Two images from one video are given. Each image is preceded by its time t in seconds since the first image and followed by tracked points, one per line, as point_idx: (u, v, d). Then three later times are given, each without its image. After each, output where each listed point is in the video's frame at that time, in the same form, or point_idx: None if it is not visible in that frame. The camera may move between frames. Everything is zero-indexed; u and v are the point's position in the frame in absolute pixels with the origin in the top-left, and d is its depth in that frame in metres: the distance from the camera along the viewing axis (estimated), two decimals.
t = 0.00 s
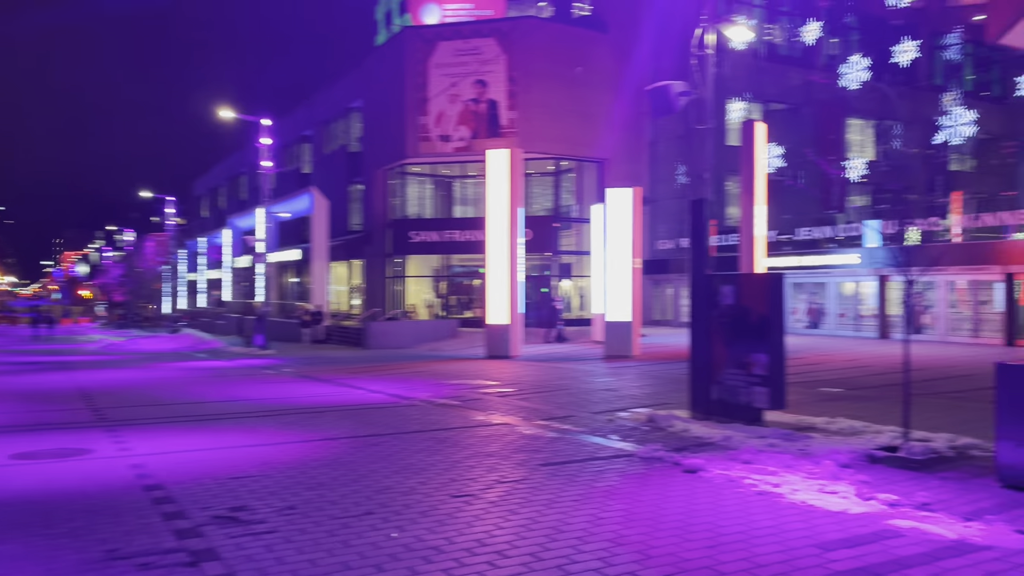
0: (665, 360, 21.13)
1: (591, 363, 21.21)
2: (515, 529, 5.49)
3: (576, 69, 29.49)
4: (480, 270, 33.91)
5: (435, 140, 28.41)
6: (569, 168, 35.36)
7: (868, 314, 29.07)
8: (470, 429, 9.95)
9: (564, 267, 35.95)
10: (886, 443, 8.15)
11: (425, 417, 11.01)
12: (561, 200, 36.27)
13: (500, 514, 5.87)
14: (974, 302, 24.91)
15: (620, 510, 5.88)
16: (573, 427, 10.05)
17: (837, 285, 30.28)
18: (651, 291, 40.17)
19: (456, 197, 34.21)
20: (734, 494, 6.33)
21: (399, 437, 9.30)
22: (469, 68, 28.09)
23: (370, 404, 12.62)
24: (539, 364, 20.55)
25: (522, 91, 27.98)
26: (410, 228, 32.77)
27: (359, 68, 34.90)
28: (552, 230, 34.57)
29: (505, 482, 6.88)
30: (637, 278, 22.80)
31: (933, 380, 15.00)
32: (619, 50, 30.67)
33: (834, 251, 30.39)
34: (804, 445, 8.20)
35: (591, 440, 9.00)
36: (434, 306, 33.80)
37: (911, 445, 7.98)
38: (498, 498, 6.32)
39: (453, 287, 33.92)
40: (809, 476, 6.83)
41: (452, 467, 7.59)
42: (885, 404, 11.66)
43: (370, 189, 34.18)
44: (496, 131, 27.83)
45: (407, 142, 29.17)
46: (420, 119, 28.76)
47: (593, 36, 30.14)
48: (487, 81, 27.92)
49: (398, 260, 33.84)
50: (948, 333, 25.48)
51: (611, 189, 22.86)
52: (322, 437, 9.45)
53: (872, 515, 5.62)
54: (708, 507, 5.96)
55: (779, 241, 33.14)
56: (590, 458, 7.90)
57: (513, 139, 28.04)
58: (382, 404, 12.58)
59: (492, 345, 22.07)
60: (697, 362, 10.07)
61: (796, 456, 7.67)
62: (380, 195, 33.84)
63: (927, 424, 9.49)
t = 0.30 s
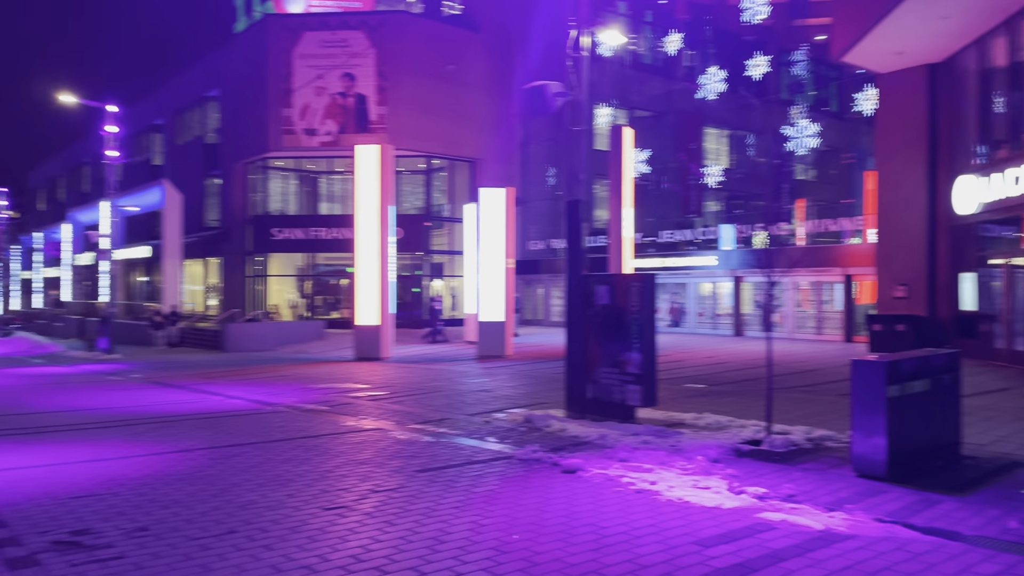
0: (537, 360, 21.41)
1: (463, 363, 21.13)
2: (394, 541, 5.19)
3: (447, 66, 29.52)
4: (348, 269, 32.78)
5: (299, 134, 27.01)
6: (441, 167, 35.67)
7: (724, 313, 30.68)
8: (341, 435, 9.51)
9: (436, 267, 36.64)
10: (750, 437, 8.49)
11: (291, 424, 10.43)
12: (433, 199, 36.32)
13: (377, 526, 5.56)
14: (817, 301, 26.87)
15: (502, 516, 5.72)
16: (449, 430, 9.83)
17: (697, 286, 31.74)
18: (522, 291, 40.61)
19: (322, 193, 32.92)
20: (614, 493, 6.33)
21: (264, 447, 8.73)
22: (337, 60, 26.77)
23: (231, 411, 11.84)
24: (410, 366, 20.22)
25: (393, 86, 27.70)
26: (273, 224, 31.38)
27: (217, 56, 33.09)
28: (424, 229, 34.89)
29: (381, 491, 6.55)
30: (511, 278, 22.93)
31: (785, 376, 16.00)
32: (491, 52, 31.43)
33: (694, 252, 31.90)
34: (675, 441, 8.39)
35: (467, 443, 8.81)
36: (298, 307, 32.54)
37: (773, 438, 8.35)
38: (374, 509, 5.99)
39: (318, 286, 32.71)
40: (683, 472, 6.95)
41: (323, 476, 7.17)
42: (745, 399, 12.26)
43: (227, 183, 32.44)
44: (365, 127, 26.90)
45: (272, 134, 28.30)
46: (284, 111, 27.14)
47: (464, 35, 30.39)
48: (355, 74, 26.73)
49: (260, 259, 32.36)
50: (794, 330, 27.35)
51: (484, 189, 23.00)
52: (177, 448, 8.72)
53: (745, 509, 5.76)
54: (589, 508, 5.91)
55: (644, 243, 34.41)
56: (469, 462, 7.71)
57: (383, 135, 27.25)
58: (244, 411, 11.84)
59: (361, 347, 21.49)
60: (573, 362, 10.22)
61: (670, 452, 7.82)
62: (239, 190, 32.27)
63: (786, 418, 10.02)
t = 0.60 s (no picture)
0: (406, 361, 21.10)
1: (329, 366, 20.44)
2: (271, 561, 4.78)
3: (309, 58, 28.82)
4: (200, 267, 30.98)
5: (146, 122, 25.18)
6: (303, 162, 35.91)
7: (590, 313, 31.54)
8: (201, 446, 8.81)
9: (297, 266, 37.00)
10: (627, 434, 8.62)
11: (143, 436, 9.56)
12: (294, 196, 36.70)
13: (250, 544, 5.11)
14: (675, 301, 28.15)
15: (388, 526, 5.42)
16: (320, 437, 9.35)
17: (564, 285, 32.35)
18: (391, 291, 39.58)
19: (171, 186, 30.97)
20: (500, 497, 6.19)
21: (114, 462, 7.92)
22: (189, 45, 25.01)
23: (71, 424, 10.74)
24: (271, 370, 19.28)
25: (251, 77, 26.79)
26: (116, 219, 29.24)
27: (51, 34, 30.29)
28: (283, 225, 35.40)
29: (252, 505, 6.06)
30: (379, 277, 22.71)
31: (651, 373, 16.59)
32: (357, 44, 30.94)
33: (560, 252, 32.56)
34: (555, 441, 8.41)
35: (342, 450, 8.40)
36: (145, 308, 30.27)
37: (649, 434, 8.54)
38: (247, 525, 5.53)
39: (168, 286, 30.58)
40: (567, 472, 6.93)
41: (184, 492, 6.56)
42: (618, 396, 12.54)
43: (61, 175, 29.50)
44: (220, 117, 25.39)
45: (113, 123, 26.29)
46: (128, 97, 25.11)
47: (327, 28, 29.82)
48: (208, 61, 25.23)
49: (100, 256, 29.74)
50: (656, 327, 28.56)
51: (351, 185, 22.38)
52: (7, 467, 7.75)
53: (631, 507, 5.80)
54: (478, 513, 5.74)
55: (513, 243, 34.79)
56: (346, 471, 7.31)
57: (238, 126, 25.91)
58: (89, 423, 10.77)
59: (216, 350, 20.28)
60: (451, 361, 10.11)
61: (552, 453, 7.79)
62: (75, 183, 29.28)
63: (657, 413, 10.31)
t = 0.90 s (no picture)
0: (281, 364, 20.26)
1: (197, 371, 19.23)
2: None
3: (173, 42, 26.74)
4: (47, 264, 28.50)
5: None
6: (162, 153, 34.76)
7: (471, 313, 31.56)
8: (60, 460, 7.95)
9: (156, 264, 34.93)
10: (525, 434, 8.59)
11: None
12: (153, 188, 35.02)
13: (133, 567, 4.59)
14: (554, 301, 28.64)
15: (288, 541, 5.04)
16: (197, 446, 8.68)
17: (444, 285, 32.18)
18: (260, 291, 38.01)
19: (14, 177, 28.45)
20: (405, 505, 5.92)
21: None
22: (37, 26, 23.15)
23: None
24: (132, 376, 17.86)
25: (105, 57, 24.17)
26: None
27: None
28: (143, 219, 33.65)
29: (129, 523, 5.49)
30: (252, 276, 21.61)
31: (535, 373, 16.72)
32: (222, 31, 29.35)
33: (440, 252, 32.40)
34: (452, 444, 8.21)
35: (224, 460, 7.82)
36: None
37: (546, 434, 8.52)
38: (125, 546, 4.97)
39: (9, 284, 27.95)
40: (470, 476, 6.75)
41: (47, 512, 5.85)
42: (507, 396, 12.50)
43: None
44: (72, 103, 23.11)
45: None
46: None
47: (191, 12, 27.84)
48: (59, 42, 23.27)
49: None
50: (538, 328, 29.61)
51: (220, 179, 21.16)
52: None
53: (541, 509, 5.70)
54: (384, 523, 5.45)
55: (392, 243, 34.28)
56: (231, 483, 6.79)
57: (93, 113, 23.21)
58: None
59: (67, 355, 18.68)
60: (339, 363, 9.72)
61: (451, 456, 7.58)
62: None
63: (549, 413, 10.35)
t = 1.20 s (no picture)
0: (199, 366, 19.37)
1: (107, 374, 18.21)
2: None
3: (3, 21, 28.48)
4: None
5: None
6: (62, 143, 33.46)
7: (395, 312, 31.11)
8: None
9: (55, 260, 33.12)
10: (476, 435, 8.45)
11: None
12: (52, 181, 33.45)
13: None
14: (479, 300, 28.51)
15: (249, 552, 4.69)
16: (122, 454, 8.08)
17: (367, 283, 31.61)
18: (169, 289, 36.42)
19: None
20: (366, 511, 5.63)
21: None
22: None
23: None
24: (35, 380, 16.72)
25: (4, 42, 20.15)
26: None
27: None
28: (44, 214, 32.60)
29: (64, 539, 4.99)
30: (166, 274, 20.35)
31: (467, 372, 16.56)
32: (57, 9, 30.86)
33: (362, 249, 31.83)
34: (403, 446, 7.92)
35: (157, 468, 7.31)
36: None
37: (498, 434, 8.36)
38: (64, 563, 4.51)
39: None
40: (428, 479, 6.50)
41: None
42: (448, 397, 12.25)
43: None
44: None
45: None
46: None
47: None
48: None
49: None
50: (464, 327, 29.49)
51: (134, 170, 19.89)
52: None
53: (511, 511, 5.52)
54: (348, 530, 5.15)
55: (312, 240, 33.46)
56: (171, 492, 6.32)
57: None
58: None
59: None
60: (275, 366, 9.24)
61: (404, 459, 7.31)
62: None
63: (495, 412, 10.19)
